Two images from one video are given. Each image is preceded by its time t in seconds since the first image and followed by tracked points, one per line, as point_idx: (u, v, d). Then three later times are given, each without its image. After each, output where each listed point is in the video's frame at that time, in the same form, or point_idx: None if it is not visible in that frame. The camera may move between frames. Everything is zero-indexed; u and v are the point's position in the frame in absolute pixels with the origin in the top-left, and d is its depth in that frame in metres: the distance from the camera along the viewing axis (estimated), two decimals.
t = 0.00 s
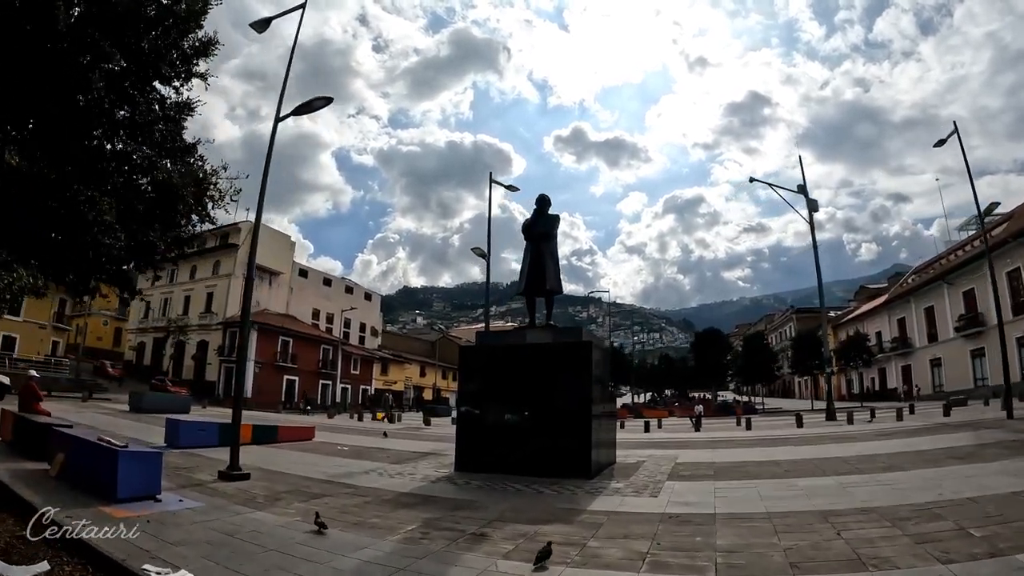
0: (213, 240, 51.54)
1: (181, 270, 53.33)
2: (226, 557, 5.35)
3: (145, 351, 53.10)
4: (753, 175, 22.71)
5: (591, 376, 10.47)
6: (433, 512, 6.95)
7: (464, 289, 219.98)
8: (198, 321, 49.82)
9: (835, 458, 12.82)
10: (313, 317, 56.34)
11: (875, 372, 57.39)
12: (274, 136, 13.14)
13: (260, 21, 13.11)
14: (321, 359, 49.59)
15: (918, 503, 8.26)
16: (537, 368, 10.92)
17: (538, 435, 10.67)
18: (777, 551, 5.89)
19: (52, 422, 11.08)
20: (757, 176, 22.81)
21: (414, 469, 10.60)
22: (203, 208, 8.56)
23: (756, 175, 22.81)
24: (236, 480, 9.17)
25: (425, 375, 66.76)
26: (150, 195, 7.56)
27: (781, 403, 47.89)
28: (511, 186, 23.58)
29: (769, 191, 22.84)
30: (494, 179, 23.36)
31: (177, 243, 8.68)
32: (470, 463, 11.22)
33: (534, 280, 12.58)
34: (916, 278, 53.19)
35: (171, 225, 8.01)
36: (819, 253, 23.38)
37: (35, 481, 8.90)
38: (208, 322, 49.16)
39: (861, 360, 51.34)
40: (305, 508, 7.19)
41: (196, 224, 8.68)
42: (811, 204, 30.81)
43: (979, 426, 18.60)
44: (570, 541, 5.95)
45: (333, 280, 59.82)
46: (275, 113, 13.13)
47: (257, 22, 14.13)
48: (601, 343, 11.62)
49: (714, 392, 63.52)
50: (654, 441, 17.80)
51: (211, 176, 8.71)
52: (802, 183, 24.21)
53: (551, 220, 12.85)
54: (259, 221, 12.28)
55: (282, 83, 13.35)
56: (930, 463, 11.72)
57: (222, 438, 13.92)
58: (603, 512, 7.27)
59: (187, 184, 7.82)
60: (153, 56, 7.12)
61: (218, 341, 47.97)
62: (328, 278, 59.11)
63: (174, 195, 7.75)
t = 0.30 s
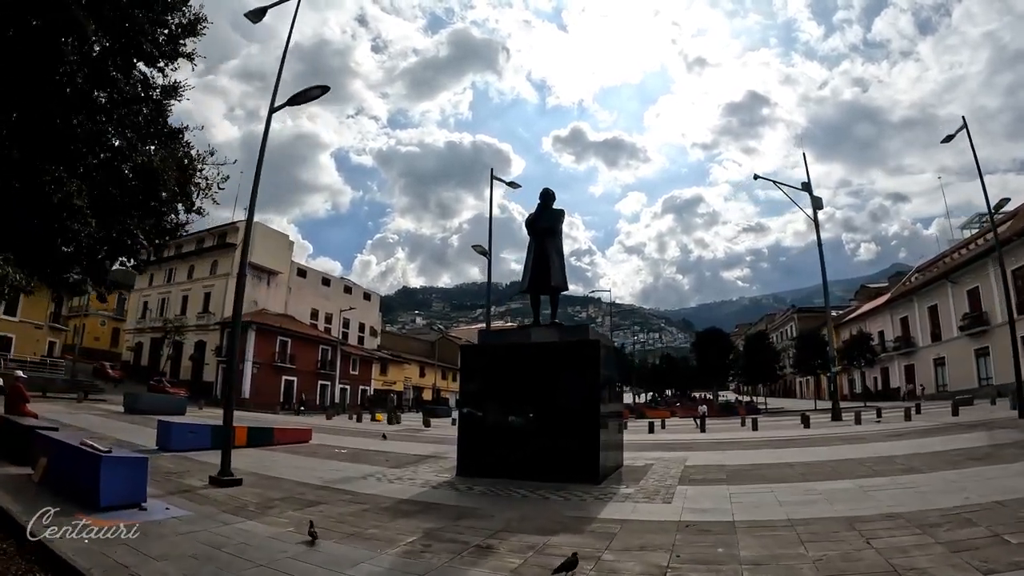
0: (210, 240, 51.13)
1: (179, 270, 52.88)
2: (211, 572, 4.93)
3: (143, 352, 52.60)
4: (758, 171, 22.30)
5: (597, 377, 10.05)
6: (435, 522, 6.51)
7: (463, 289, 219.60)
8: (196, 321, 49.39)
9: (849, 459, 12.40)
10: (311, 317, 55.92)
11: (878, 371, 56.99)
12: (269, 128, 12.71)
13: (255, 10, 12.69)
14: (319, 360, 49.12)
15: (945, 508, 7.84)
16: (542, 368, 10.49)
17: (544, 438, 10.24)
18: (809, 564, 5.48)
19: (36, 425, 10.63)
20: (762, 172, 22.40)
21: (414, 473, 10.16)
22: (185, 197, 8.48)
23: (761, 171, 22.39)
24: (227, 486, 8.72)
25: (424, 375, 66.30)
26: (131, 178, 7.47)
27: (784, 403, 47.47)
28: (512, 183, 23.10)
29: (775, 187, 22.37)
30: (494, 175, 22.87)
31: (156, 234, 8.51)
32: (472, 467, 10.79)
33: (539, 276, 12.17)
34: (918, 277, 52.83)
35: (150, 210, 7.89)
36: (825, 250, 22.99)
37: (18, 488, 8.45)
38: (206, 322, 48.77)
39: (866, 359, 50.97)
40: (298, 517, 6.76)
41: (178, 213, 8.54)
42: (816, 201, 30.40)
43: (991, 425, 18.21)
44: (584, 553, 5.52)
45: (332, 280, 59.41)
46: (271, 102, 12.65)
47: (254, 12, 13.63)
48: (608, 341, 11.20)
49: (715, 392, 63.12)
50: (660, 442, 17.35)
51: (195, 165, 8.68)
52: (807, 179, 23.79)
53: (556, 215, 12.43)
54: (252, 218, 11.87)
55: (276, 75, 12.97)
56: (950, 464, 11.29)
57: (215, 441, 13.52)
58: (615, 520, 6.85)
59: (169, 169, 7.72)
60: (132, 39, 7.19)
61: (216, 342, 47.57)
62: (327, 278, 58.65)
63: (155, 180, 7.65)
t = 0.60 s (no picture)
0: (206, 237, 50.70)
1: (174, 267, 52.35)
2: None
3: (138, 350, 52.01)
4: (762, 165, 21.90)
5: (603, 373, 9.66)
6: (434, 527, 6.07)
7: (461, 287, 219.00)
8: (192, 318, 48.92)
9: (862, 456, 12.00)
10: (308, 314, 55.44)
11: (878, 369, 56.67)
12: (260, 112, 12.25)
13: None
14: (316, 357, 48.64)
15: (971, 508, 7.45)
16: (546, 364, 10.05)
17: (547, 438, 9.81)
18: (839, 571, 5.09)
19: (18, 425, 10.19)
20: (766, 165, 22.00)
21: (412, 474, 9.72)
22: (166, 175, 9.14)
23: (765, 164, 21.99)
24: (215, 488, 8.28)
25: (422, 373, 65.81)
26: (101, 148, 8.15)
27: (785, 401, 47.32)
28: (513, 177, 22.64)
29: (778, 181, 21.95)
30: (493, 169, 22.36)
31: (135, 211, 9.30)
32: (472, 467, 10.36)
33: (541, 268, 11.74)
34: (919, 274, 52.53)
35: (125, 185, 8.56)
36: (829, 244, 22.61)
37: None
38: (202, 320, 48.32)
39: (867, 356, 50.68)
40: (288, 522, 6.30)
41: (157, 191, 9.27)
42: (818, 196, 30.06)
43: (1000, 421, 17.87)
44: (599, 563, 5.09)
45: (328, 277, 58.89)
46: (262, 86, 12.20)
47: None
48: (613, 335, 10.80)
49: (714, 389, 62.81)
50: (665, 441, 16.92)
51: (176, 142, 9.27)
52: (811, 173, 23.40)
53: (559, 206, 12.01)
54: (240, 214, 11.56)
55: (268, 62, 12.54)
56: (967, 462, 10.91)
57: (206, 440, 13.14)
58: (627, 524, 6.43)
59: (144, 141, 8.41)
60: (107, 11, 7.87)
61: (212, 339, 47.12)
62: (323, 275, 58.14)
63: (130, 153, 8.34)
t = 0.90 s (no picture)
0: (198, 234, 50.12)
1: (166, 265, 51.69)
2: None
3: (130, 348, 51.28)
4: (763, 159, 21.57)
5: (606, 372, 9.26)
6: (433, 537, 5.66)
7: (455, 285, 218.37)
8: (184, 317, 48.34)
9: (871, 456, 11.65)
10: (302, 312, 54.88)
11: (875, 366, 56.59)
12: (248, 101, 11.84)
13: None
14: (310, 356, 48.11)
15: (995, 511, 7.10)
16: (547, 362, 9.65)
17: (549, 438, 9.42)
18: None
19: None
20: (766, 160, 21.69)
21: (407, 477, 9.30)
22: (142, 157, 9.25)
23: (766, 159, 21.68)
24: (200, 493, 7.86)
25: (416, 371, 65.31)
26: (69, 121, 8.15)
27: (783, 399, 47.14)
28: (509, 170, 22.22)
29: (780, 176, 21.63)
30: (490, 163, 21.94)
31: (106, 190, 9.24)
32: (470, 469, 9.95)
33: (540, 262, 11.36)
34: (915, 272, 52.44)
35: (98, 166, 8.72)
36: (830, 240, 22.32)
37: None
38: (194, 318, 47.75)
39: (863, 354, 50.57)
40: (274, 532, 5.87)
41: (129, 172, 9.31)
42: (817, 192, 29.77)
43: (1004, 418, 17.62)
44: None
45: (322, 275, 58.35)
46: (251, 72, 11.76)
47: None
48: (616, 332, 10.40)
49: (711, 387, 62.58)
50: (666, 440, 16.53)
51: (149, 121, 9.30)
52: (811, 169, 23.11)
53: (559, 197, 11.61)
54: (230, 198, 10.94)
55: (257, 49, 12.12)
56: (981, 461, 10.58)
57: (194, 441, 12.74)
58: (638, 532, 6.04)
59: (114, 117, 8.37)
60: None
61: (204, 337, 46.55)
62: (317, 272, 57.59)
63: (98, 127, 8.34)
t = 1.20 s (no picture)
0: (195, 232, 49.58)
1: (162, 263, 51.14)
2: None
3: (126, 347, 50.70)
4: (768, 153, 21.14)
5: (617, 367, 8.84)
6: (437, 545, 5.22)
7: (453, 284, 218.09)
8: (180, 315, 47.67)
9: (889, 454, 11.19)
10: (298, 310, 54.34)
11: (876, 364, 56.23)
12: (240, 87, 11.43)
13: None
14: (306, 354, 47.54)
15: None
16: (555, 357, 9.23)
17: (557, 437, 8.99)
18: None
19: None
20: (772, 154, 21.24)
21: (407, 478, 8.85)
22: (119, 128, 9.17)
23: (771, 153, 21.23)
24: (189, 496, 7.42)
25: (414, 369, 64.78)
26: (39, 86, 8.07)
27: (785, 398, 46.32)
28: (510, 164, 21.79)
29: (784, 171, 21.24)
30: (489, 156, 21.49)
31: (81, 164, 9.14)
32: (474, 469, 9.52)
33: (545, 254, 10.97)
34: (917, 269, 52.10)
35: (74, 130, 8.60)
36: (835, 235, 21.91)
37: None
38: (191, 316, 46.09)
39: (865, 351, 50.16)
40: (264, 539, 5.43)
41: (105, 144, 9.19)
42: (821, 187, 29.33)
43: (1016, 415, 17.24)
44: None
45: (319, 272, 57.84)
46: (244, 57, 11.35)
47: None
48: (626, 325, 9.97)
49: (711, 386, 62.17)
50: (673, 440, 16.10)
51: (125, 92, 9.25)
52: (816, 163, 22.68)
53: (565, 187, 11.21)
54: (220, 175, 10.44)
55: (250, 34, 11.72)
56: (1006, 459, 10.12)
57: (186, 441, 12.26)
58: (657, 537, 5.62)
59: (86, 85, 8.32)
60: None
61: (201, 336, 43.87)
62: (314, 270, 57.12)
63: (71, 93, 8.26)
